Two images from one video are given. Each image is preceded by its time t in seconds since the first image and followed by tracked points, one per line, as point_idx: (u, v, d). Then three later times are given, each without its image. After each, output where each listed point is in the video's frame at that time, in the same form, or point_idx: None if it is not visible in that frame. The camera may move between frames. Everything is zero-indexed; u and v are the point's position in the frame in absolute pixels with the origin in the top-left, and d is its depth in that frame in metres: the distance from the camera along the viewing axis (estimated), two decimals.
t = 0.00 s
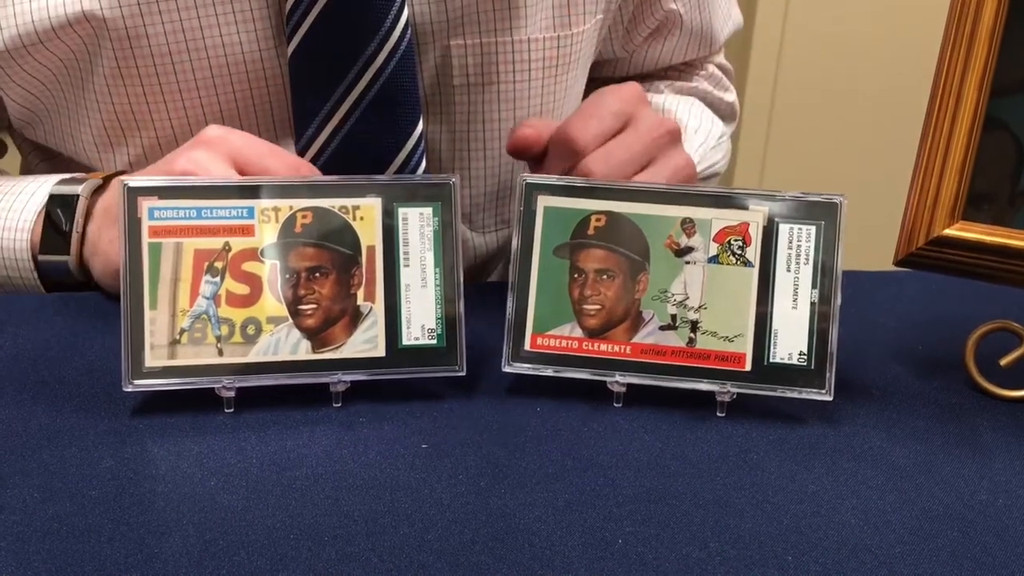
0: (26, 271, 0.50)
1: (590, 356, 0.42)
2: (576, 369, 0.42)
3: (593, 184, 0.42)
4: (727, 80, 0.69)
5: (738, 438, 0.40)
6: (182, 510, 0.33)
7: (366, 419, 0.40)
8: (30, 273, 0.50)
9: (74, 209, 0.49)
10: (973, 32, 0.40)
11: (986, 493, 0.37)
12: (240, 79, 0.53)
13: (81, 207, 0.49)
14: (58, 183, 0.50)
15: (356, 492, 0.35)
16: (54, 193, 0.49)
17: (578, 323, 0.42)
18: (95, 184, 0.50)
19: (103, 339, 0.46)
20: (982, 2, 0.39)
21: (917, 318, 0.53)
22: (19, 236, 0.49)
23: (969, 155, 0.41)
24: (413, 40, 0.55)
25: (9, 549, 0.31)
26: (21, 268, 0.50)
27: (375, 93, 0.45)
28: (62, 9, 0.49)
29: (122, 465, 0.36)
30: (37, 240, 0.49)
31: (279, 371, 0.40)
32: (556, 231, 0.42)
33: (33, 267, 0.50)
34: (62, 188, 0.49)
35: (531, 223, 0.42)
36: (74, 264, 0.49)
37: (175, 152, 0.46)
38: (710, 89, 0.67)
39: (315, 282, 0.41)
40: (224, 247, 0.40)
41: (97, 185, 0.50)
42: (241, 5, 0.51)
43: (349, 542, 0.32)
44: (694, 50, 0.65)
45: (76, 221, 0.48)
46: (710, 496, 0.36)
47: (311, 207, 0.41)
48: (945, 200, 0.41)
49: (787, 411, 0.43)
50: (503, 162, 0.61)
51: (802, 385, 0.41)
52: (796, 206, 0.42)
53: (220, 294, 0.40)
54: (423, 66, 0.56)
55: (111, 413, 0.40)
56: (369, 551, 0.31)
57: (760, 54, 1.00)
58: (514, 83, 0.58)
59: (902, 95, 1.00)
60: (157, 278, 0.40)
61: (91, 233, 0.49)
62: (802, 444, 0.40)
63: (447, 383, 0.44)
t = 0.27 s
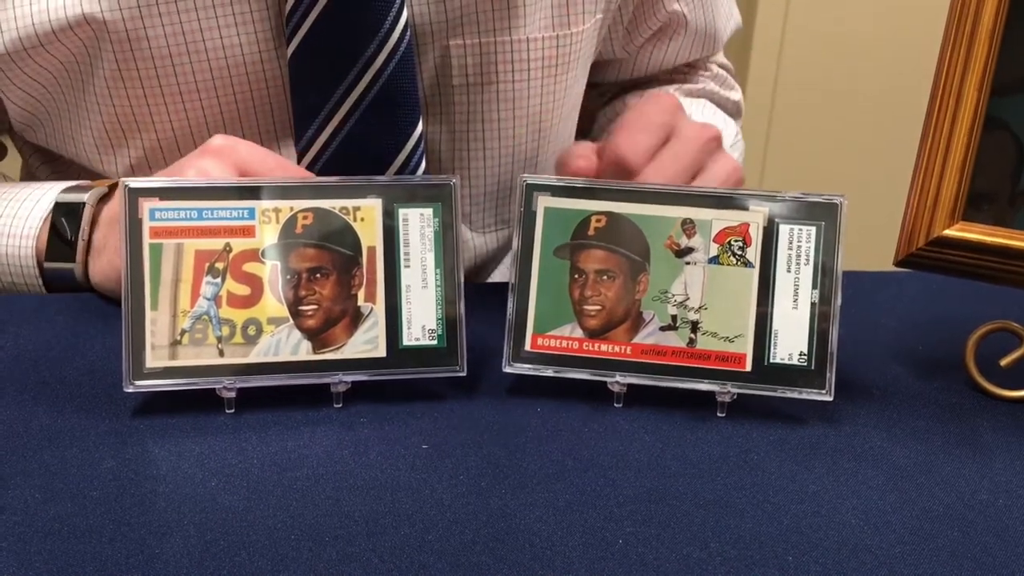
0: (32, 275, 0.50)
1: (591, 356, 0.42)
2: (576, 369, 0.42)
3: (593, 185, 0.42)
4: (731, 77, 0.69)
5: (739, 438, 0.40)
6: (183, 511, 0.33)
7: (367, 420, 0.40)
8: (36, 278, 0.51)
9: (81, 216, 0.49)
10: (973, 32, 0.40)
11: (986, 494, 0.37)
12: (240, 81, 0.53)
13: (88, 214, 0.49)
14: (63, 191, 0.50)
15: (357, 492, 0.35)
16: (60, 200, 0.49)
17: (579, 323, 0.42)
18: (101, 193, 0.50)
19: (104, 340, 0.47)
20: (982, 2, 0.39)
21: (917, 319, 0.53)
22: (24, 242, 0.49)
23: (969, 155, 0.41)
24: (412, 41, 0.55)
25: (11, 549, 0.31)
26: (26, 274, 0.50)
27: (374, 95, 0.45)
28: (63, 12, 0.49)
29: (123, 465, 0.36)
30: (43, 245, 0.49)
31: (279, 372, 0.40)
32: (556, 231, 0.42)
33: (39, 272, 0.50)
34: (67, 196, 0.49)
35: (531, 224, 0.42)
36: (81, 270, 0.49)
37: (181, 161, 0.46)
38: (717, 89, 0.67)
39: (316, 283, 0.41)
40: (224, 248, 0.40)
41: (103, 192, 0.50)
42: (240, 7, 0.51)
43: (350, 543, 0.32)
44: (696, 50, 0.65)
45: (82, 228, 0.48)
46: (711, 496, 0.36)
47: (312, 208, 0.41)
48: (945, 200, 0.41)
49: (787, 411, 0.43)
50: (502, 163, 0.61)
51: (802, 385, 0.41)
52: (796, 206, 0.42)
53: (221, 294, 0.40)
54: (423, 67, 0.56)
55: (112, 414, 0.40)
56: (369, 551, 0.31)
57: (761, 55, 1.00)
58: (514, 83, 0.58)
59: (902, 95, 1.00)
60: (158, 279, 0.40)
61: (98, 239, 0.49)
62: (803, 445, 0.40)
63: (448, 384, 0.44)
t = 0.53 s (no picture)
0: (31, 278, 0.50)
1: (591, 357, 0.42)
2: (577, 371, 0.42)
3: (594, 187, 0.42)
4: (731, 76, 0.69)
5: (739, 439, 0.40)
6: (184, 513, 0.33)
7: (367, 421, 0.40)
8: (35, 281, 0.50)
9: (78, 217, 0.48)
10: (972, 34, 0.40)
11: (986, 495, 0.37)
12: (239, 87, 0.53)
13: (86, 215, 0.49)
14: (60, 193, 0.50)
15: (357, 494, 0.35)
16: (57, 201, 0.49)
17: (580, 325, 0.42)
18: (100, 193, 0.50)
19: (104, 342, 0.46)
20: (982, 4, 0.40)
21: (917, 320, 0.53)
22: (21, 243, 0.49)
23: (969, 156, 0.41)
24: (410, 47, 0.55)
25: (12, 551, 0.31)
26: (24, 277, 0.50)
27: (372, 100, 0.45)
28: (60, 21, 0.49)
29: (124, 467, 0.36)
30: (41, 247, 0.49)
31: (280, 374, 0.40)
32: (556, 233, 0.42)
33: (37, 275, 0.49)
34: (64, 196, 0.49)
35: (531, 226, 0.42)
36: (80, 271, 0.49)
37: (182, 161, 0.46)
38: (719, 87, 0.67)
39: (316, 284, 0.41)
40: (225, 250, 0.40)
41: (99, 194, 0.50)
42: (238, 13, 0.51)
43: (350, 544, 0.32)
44: (696, 52, 0.65)
45: (81, 229, 0.48)
46: (711, 497, 0.36)
47: (312, 210, 0.41)
48: (945, 201, 0.41)
49: (788, 412, 0.43)
50: (502, 166, 0.61)
51: (803, 387, 0.41)
52: (796, 207, 0.42)
53: (221, 296, 0.40)
54: (422, 71, 0.56)
55: (112, 416, 0.40)
56: (370, 553, 0.31)
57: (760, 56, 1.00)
58: (512, 87, 0.58)
59: (900, 96, 1.01)
60: (158, 280, 0.40)
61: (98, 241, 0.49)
62: (803, 446, 0.40)
63: (448, 385, 0.44)
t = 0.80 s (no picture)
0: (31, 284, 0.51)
1: (591, 360, 0.42)
2: (577, 373, 0.42)
3: (593, 189, 0.42)
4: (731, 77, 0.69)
5: (739, 441, 0.40)
6: (184, 515, 0.33)
7: (367, 423, 0.40)
8: (35, 286, 0.51)
9: (79, 223, 0.49)
10: (971, 35, 0.40)
11: (986, 496, 0.37)
12: (237, 90, 0.53)
13: (86, 221, 0.49)
14: (60, 199, 0.50)
15: (357, 496, 0.35)
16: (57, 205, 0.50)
17: (579, 327, 0.42)
18: (100, 199, 0.50)
19: (104, 344, 0.46)
20: (982, 4, 0.40)
21: (916, 321, 0.53)
22: (22, 249, 0.50)
23: (968, 158, 0.41)
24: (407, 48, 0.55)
25: (12, 554, 0.31)
26: (25, 282, 0.51)
27: (370, 102, 0.45)
28: (58, 26, 0.49)
29: (124, 470, 0.36)
30: (42, 252, 0.50)
31: (279, 376, 0.40)
32: (556, 235, 0.42)
33: (37, 279, 0.50)
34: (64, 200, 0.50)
35: (531, 228, 0.42)
36: (80, 276, 0.50)
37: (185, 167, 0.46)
38: (718, 89, 0.67)
39: (316, 287, 0.41)
40: (225, 252, 0.40)
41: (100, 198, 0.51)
42: (236, 16, 0.51)
43: (351, 547, 0.32)
44: (694, 53, 0.65)
45: (81, 234, 0.49)
46: (711, 499, 0.36)
47: (312, 212, 0.41)
48: (944, 202, 0.41)
49: (787, 414, 0.43)
50: (501, 168, 0.61)
51: (802, 388, 0.41)
52: (795, 209, 0.42)
53: (221, 299, 0.40)
54: (419, 73, 0.56)
55: (112, 419, 0.40)
56: (371, 556, 0.32)
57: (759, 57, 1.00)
58: (509, 89, 0.58)
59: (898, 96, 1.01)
60: (158, 283, 0.40)
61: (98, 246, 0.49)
62: (803, 447, 0.40)
63: (448, 387, 0.44)
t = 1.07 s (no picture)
0: (32, 288, 0.51)
1: (589, 360, 0.42)
2: (575, 373, 0.42)
3: (592, 190, 0.42)
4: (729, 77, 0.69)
5: (738, 442, 0.40)
6: (183, 516, 0.33)
7: (366, 424, 0.40)
8: (36, 290, 0.51)
9: (81, 225, 0.50)
10: (970, 35, 0.40)
11: (984, 496, 0.37)
12: (233, 92, 0.53)
13: (88, 223, 0.50)
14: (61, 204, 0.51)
15: (356, 497, 0.35)
16: (58, 208, 0.50)
17: (578, 327, 0.42)
18: (102, 202, 0.51)
19: (102, 345, 0.46)
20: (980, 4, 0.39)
21: (915, 322, 0.53)
22: (22, 253, 0.50)
23: (966, 157, 0.41)
24: (402, 49, 0.55)
25: (11, 555, 0.31)
26: (25, 285, 0.51)
27: (364, 105, 0.45)
28: (52, 31, 0.49)
29: (122, 470, 0.36)
30: (43, 256, 0.50)
31: (278, 377, 0.40)
32: (555, 236, 0.42)
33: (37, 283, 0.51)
34: (66, 203, 0.51)
35: (529, 229, 0.42)
36: (80, 277, 0.50)
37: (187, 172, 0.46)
38: (716, 90, 0.67)
39: (315, 287, 0.41)
40: (223, 253, 0.40)
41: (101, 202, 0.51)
42: (231, 18, 0.50)
43: (349, 548, 0.32)
44: (691, 52, 0.65)
45: (82, 235, 0.49)
46: (710, 500, 0.36)
47: (310, 213, 0.41)
48: (942, 202, 0.42)
49: (786, 414, 0.43)
50: (497, 168, 0.61)
51: (801, 389, 0.41)
52: (794, 210, 0.42)
53: (219, 299, 0.40)
54: (414, 73, 0.56)
55: (110, 419, 0.40)
56: (370, 556, 0.32)
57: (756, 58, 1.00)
58: (504, 89, 0.58)
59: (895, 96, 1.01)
60: (157, 283, 0.40)
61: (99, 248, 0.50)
62: (801, 448, 0.40)
63: (447, 387, 0.44)
